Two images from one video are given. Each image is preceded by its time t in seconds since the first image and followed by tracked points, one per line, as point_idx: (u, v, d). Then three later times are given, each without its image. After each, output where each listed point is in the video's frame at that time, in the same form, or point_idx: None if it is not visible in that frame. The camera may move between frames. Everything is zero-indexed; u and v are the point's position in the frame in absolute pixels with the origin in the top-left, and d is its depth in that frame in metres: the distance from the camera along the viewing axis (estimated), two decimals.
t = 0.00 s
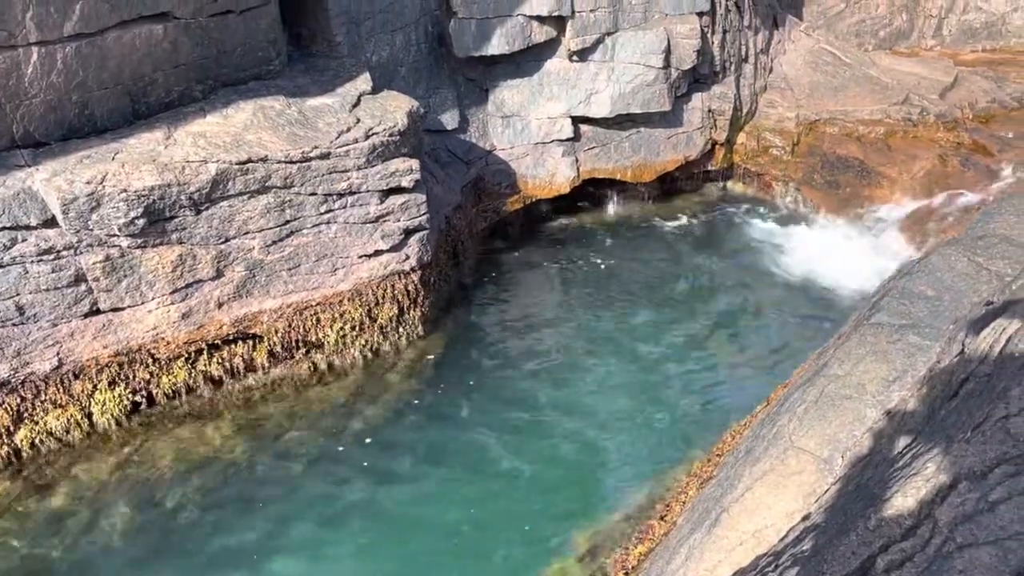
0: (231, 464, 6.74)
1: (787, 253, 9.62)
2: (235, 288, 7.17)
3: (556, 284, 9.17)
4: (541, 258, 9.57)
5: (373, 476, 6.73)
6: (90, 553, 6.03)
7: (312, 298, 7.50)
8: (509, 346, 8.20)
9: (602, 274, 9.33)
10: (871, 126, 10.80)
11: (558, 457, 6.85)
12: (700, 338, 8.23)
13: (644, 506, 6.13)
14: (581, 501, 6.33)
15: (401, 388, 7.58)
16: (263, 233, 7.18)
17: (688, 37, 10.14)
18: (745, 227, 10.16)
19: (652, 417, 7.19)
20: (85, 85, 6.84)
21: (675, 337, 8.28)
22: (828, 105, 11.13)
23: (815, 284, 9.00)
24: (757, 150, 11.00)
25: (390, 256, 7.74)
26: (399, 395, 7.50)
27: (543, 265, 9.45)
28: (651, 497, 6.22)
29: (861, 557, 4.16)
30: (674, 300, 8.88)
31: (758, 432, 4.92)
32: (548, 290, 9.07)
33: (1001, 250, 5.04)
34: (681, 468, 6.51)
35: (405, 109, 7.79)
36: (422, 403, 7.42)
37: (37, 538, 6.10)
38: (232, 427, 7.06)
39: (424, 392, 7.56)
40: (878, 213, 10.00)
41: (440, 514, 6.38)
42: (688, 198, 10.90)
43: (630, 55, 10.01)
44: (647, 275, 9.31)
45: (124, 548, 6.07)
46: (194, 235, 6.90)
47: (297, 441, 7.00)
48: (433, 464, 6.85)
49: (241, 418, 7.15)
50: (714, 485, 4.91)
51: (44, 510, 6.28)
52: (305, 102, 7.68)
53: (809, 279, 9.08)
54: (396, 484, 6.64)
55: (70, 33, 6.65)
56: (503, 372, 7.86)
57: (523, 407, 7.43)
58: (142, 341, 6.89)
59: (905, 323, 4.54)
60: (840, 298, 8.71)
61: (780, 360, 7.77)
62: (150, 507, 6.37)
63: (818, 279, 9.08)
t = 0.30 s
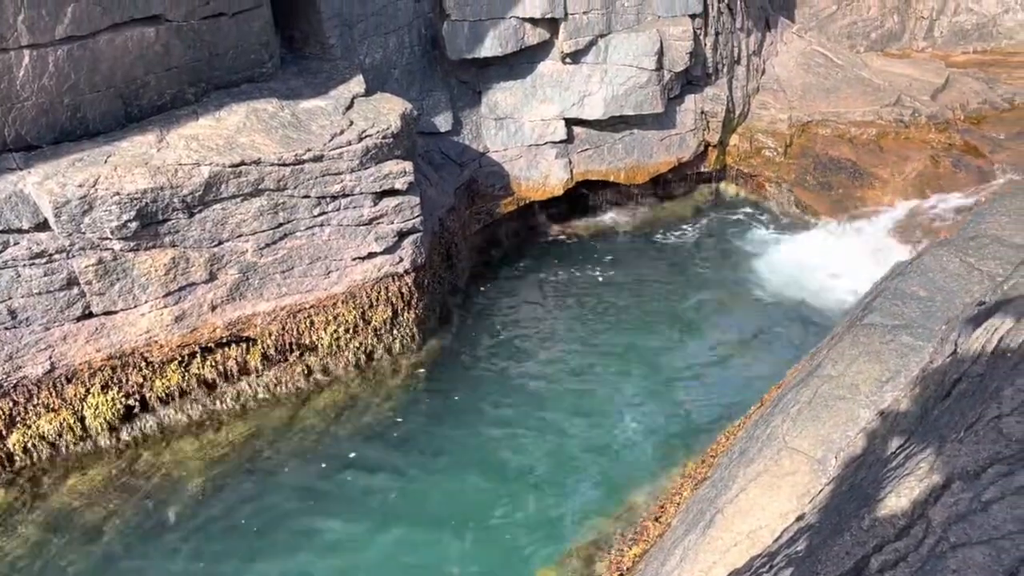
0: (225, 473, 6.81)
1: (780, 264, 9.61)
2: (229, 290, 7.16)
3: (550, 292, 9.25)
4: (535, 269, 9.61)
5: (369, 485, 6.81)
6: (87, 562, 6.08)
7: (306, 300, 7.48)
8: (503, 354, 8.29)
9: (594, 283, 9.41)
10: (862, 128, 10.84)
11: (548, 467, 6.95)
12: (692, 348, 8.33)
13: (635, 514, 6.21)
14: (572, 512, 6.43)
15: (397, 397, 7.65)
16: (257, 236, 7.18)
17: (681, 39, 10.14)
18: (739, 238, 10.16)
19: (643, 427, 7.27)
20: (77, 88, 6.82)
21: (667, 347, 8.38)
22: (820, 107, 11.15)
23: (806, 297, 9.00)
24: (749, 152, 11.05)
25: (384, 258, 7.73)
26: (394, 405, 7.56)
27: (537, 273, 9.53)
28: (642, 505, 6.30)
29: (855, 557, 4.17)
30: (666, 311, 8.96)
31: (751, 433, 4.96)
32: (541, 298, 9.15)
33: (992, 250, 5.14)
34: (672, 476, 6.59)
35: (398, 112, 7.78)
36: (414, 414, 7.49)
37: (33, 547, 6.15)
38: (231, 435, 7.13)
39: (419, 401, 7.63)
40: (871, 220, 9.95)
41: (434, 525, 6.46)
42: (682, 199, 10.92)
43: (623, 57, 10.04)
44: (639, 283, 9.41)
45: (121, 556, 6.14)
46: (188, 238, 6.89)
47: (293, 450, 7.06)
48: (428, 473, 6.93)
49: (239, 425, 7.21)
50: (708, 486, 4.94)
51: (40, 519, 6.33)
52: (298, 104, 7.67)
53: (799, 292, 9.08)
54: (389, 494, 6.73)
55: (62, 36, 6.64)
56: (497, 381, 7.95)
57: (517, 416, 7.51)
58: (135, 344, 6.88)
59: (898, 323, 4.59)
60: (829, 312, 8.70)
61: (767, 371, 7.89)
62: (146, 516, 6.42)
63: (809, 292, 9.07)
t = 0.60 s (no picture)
0: (217, 478, 6.82)
1: (771, 271, 9.58)
2: (220, 293, 7.13)
3: (542, 294, 9.25)
4: (527, 273, 9.59)
5: (361, 489, 6.80)
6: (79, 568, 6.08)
7: (297, 302, 7.46)
8: (496, 357, 8.28)
9: (586, 285, 9.42)
10: (852, 128, 10.90)
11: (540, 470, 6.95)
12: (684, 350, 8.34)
13: (628, 516, 6.22)
14: (563, 516, 6.44)
15: (390, 401, 7.64)
16: (248, 239, 7.15)
17: (672, 40, 10.17)
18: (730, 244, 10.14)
19: (636, 429, 7.28)
20: (67, 90, 6.79)
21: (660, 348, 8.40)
22: (811, 107, 11.17)
23: (796, 307, 8.98)
24: (740, 152, 11.09)
25: (376, 260, 7.72)
26: (386, 409, 7.55)
27: (529, 276, 9.54)
28: (635, 506, 6.31)
29: (848, 556, 4.21)
30: (658, 313, 8.96)
31: (744, 432, 4.97)
32: (533, 300, 9.15)
33: (982, 249, 5.13)
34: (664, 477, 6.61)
35: (390, 113, 7.77)
36: (406, 417, 7.49)
37: (26, 554, 6.15)
38: (224, 440, 7.13)
39: (411, 404, 7.63)
40: (860, 223, 9.91)
41: (427, 529, 6.46)
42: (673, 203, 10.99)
43: (614, 58, 10.02)
44: (631, 286, 9.41)
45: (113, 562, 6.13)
46: (179, 241, 6.87)
47: (286, 455, 7.06)
48: (421, 476, 6.93)
49: (232, 429, 7.22)
50: (701, 486, 4.95)
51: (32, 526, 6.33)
52: (289, 106, 7.66)
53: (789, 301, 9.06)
54: (381, 497, 6.73)
55: (51, 38, 6.61)
56: (489, 384, 7.95)
57: (509, 419, 7.52)
58: (126, 348, 6.85)
59: (889, 323, 4.61)
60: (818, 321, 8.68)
61: (758, 374, 7.91)
62: (138, 522, 6.42)
63: (799, 300, 9.06)
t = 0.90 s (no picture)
0: (209, 482, 6.80)
1: (760, 274, 9.56)
2: (210, 296, 7.10)
3: (534, 295, 9.24)
4: (518, 275, 9.57)
5: (353, 491, 6.78)
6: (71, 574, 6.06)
7: (288, 305, 7.43)
8: (487, 358, 8.27)
9: (577, 286, 9.42)
10: (841, 128, 10.92)
11: (533, 472, 6.95)
12: (674, 352, 8.36)
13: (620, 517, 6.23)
14: (556, 518, 6.43)
15: (382, 403, 7.63)
16: (238, 240, 7.12)
17: (661, 40, 10.18)
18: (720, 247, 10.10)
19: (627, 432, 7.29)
20: (55, 92, 6.75)
21: (650, 349, 8.41)
22: (800, 107, 11.20)
23: (784, 311, 8.95)
24: (730, 152, 11.09)
25: (367, 262, 7.70)
26: (378, 411, 7.54)
27: (520, 277, 9.53)
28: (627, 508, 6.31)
29: (841, 553, 4.20)
30: (649, 314, 8.98)
31: (736, 432, 5.00)
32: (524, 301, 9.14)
33: (970, 248, 5.41)
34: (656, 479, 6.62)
35: (381, 114, 7.75)
36: (399, 419, 7.47)
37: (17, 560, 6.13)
38: (215, 444, 7.12)
39: (403, 406, 7.61)
40: (848, 228, 9.91)
41: (419, 531, 6.45)
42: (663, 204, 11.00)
43: (604, 59, 10.03)
44: (621, 287, 9.43)
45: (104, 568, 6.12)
46: (168, 243, 6.84)
47: (278, 458, 7.04)
48: (413, 478, 6.91)
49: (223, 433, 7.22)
50: (693, 485, 4.97)
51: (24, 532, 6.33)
52: (279, 108, 7.64)
53: (777, 305, 9.03)
54: (373, 501, 6.71)
55: (39, 40, 6.57)
56: (481, 385, 7.93)
57: (501, 421, 7.52)
58: (116, 351, 6.81)
59: (879, 322, 4.85)
60: (806, 325, 8.66)
61: (749, 374, 7.95)
62: (130, 528, 6.41)
63: (788, 304, 9.02)
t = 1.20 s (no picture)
0: (199, 486, 6.79)
1: (745, 280, 9.56)
2: (200, 299, 7.07)
3: (523, 297, 9.25)
4: (508, 278, 9.58)
5: (344, 494, 6.79)
6: None
7: (278, 308, 7.41)
8: (477, 360, 8.28)
9: (566, 288, 9.45)
10: (827, 129, 11.00)
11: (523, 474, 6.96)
12: (663, 352, 8.41)
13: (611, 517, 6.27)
14: (547, 521, 6.46)
15: (372, 405, 7.62)
16: (227, 244, 7.11)
17: (650, 42, 10.21)
18: (707, 252, 10.11)
19: (617, 432, 7.32)
20: (42, 96, 6.72)
21: (640, 351, 8.45)
22: (786, 108, 11.26)
23: (768, 314, 8.98)
24: (717, 153, 11.13)
25: (357, 264, 7.69)
26: (371, 413, 7.54)
27: (509, 279, 9.55)
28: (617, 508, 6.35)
29: (832, 552, 4.27)
30: (638, 315, 9.02)
31: (727, 431, 5.05)
32: (514, 303, 9.16)
33: (955, 248, 5.46)
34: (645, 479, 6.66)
35: (370, 116, 7.75)
36: (389, 422, 7.46)
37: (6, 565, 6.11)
38: (204, 447, 7.09)
39: (394, 408, 7.62)
40: (835, 234, 9.87)
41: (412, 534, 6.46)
42: (651, 205, 11.04)
43: (592, 61, 10.06)
44: (611, 289, 9.47)
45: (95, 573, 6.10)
46: (157, 247, 6.82)
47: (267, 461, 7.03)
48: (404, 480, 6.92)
49: (214, 436, 7.20)
50: (684, 485, 5.00)
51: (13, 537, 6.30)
52: (268, 110, 7.62)
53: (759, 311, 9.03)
54: (364, 504, 6.70)
55: (26, 43, 6.54)
56: (472, 387, 7.94)
57: (492, 422, 7.53)
58: (104, 355, 6.79)
59: (866, 322, 4.89)
60: (786, 331, 8.64)
61: (737, 376, 8.01)
62: (120, 533, 6.39)
63: (771, 308, 9.05)
